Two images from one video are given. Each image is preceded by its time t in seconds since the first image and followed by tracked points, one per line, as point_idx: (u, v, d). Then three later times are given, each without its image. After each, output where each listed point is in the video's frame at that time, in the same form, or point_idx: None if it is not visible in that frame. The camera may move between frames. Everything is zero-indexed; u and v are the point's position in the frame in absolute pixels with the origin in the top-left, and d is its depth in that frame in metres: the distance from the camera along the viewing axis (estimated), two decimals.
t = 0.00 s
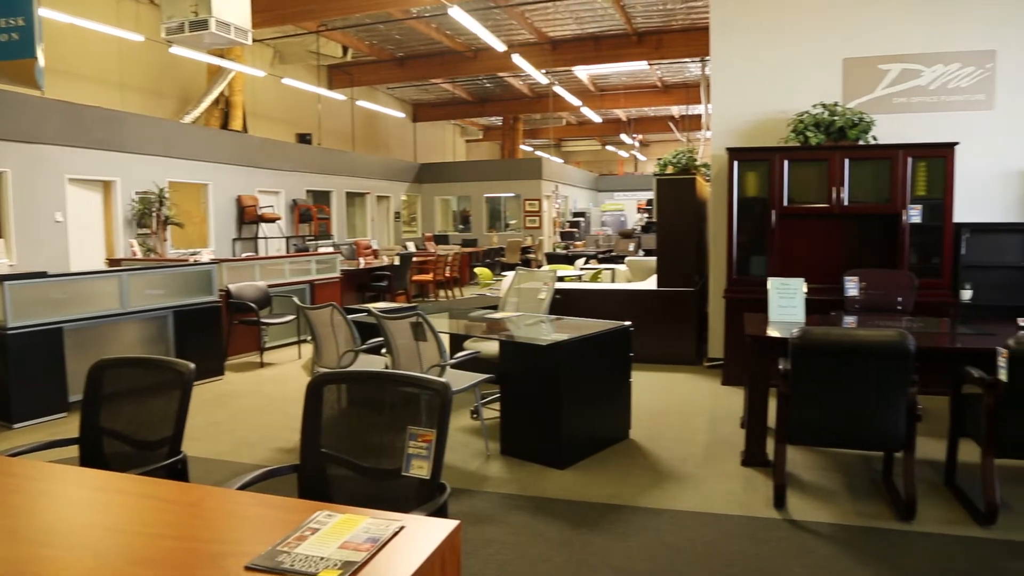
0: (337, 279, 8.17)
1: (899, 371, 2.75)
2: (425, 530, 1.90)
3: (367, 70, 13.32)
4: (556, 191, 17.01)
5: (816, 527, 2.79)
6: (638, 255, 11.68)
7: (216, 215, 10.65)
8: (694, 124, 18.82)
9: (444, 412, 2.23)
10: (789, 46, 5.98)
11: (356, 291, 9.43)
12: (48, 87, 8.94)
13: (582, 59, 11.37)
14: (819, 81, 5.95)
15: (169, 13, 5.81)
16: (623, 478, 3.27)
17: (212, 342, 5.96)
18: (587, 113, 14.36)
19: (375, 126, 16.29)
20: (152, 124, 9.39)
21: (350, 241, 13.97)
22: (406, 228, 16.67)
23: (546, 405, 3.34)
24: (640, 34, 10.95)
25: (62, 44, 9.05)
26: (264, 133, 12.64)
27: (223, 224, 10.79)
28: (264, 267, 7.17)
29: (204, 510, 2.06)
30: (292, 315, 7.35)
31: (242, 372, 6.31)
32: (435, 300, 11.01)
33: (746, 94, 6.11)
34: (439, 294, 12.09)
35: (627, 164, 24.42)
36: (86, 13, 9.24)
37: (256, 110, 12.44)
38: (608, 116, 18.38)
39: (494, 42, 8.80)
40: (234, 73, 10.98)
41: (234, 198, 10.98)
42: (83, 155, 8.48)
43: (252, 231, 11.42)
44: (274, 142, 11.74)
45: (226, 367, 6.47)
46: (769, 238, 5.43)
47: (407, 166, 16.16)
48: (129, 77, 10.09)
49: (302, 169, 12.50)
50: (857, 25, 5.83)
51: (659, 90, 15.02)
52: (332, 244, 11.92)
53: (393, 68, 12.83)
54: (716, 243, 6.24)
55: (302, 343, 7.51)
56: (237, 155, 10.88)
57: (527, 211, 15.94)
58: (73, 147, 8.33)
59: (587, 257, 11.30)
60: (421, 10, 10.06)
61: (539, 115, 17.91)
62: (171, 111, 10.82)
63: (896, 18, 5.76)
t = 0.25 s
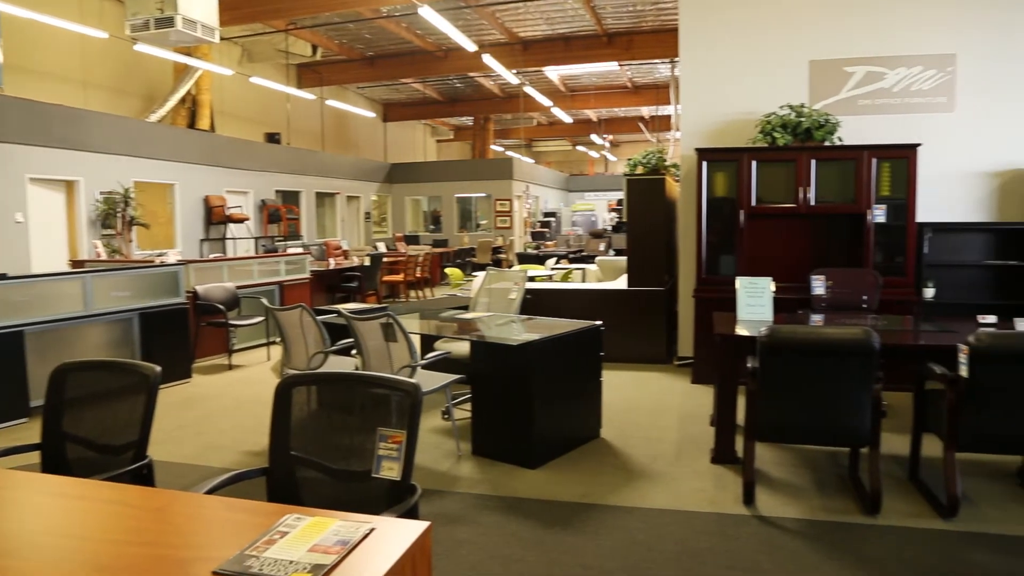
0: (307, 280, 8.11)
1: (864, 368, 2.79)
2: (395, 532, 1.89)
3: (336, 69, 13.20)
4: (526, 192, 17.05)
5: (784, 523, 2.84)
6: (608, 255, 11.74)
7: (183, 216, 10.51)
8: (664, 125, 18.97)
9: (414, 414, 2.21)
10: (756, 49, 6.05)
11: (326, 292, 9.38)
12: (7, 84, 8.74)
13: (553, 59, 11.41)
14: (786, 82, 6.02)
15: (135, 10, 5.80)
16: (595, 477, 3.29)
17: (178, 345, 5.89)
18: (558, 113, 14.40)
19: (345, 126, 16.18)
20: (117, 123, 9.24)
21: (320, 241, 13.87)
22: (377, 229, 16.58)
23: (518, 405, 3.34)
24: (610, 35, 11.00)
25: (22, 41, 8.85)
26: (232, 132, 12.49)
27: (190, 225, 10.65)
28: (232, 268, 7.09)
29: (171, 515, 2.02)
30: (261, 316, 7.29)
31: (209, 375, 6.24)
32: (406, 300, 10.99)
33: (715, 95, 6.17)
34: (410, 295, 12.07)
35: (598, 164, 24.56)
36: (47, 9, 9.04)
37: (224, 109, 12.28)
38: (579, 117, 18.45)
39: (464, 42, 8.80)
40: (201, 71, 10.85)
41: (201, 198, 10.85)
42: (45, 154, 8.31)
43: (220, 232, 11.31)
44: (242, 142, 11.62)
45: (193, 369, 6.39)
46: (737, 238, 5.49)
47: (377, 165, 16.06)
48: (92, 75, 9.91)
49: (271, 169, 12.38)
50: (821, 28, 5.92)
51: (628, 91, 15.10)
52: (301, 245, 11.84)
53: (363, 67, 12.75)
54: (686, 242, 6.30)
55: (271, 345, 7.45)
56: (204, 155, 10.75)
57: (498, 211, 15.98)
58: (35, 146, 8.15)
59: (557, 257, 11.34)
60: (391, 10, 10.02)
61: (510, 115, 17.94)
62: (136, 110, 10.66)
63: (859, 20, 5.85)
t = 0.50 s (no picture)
0: (276, 281, 8.04)
1: (830, 365, 2.84)
2: (367, 533, 1.83)
3: (304, 68, 13.02)
4: (497, 191, 17.05)
5: (753, 519, 2.87)
6: (578, 255, 11.78)
7: (148, 216, 10.34)
8: (634, 125, 19.09)
9: (383, 415, 2.17)
10: (722, 50, 6.12)
11: (295, 293, 9.31)
12: None
13: (523, 59, 11.41)
14: (753, 84, 6.10)
15: (98, 6, 5.73)
16: (567, 477, 3.30)
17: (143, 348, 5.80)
18: (528, 113, 14.40)
19: (314, 125, 16.03)
20: (80, 121, 9.06)
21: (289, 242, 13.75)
22: (347, 229, 16.47)
23: (490, 405, 3.34)
24: (579, 35, 11.04)
25: None
26: (198, 131, 12.31)
27: (156, 225, 10.49)
28: (198, 269, 7.00)
29: (135, 519, 1.97)
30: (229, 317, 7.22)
31: (176, 378, 6.16)
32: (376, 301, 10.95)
33: (684, 96, 6.23)
34: (381, 295, 12.03)
35: (567, 165, 24.68)
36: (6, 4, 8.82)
37: (190, 107, 12.10)
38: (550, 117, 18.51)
39: (434, 42, 8.78)
40: (166, 69, 10.69)
41: (167, 199, 10.71)
42: (4, 153, 8.10)
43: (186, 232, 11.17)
44: (209, 141, 11.48)
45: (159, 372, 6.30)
46: (706, 237, 5.55)
47: (345, 165, 15.93)
48: (53, 73, 9.70)
49: (238, 168, 12.23)
50: (784, 31, 6.01)
51: (598, 91, 15.11)
52: (270, 246, 11.74)
53: (332, 67, 12.64)
54: (655, 242, 6.35)
55: (239, 347, 7.38)
56: (169, 154, 10.60)
57: (469, 211, 16.03)
58: None
59: (527, 257, 11.37)
60: (360, 9, 9.94)
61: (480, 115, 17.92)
62: (99, 108, 10.48)
63: (822, 22, 5.94)
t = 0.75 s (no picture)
0: (246, 282, 7.95)
1: (799, 362, 2.87)
2: (338, 536, 1.82)
3: (273, 67, 12.82)
4: (468, 191, 17.04)
5: (723, 516, 2.91)
6: (550, 255, 11.85)
7: (115, 217, 10.18)
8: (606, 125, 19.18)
9: (354, 417, 2.14)
10: (691, 52, 6.17)
11: (265, 294, 9.22)
12: None
13: (495, 59, 11.40)
14: (722, 86, 6.16)
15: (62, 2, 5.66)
16: (540, 476, 3.31)
17: (108, 350, 5.71)
18: (499, 114, 14.37)
19: (284, 124, 15.88)
20: (44, 120, 8.86)
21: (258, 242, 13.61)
22: (318, 229, 16.35)
23: (464, 406, 3.33)
24: (551, 36, 11.06)
25: None
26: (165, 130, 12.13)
27: (122, 226, 10.32)
28: (166, 270, 6.90)
29: (100, 526, 1.92)
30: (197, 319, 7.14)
31: (143, 380, 6.08)
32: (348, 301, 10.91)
33: (654, 97, 6.27)
34: (352, 295, 11.98)
35: (539, 164, 24.73)
36: None
37: (157, 106, 11.91)
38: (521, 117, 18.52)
39: (405, 41, 8.73)
40: (131, 67, 10.52)
41: (134, 199, 10.55)
42: None
43: (154, 233, 11.01)
44: (177, 141, 11.33)
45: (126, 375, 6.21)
46: (676, 237, 5.60)
47: (316, 165, 15.80)
48: (15, 70, 9.48)
49: (206, 168, 12.08)
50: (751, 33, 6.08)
51: (569, 91, 15.08)
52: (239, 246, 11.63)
53: (302, 65, 12.51)
54: (627, 241, 6.40)
55: (208, 349, 7.30)
56: (136, 154, 10.44)
57: (440, 212, 15.99)
58: None
59: (499, 257, 11.38)
60: (330, 8, 9.84)
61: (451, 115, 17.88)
62: (63, 106, 10.28)
63: (789, 24, 6.02)
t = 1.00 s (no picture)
0: (215, 283, 7.86)
1: (768, 360, 2.91)
2: (309, 538, 1.80)
3: (243, 66, 12.68)
4: (440, 192, 17.00)
5: (694, 513, 2.94)
6: (521, 255, 11.90)
7: (80, 218, 9.98)
8: (577, 125, 19.24)
9: (325, 419, 2.12)
10: (660, 54, 6.22)
11: (234, 295, 9.11)
12: None
13: (466, 59, 11.38)
14: (693, 87, 6.21)
15: None
16: (513, 476, 3.32)
17: (73, 354, 5.61)
18: (471, 113, 14.34)
19: (253, 123, 15.71)
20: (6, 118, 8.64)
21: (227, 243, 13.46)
22: (287, 230, 16.20)
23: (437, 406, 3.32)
24: (522, 36, 11.08)
25: None
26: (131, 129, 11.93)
27: (88, 226, 10.13)
28: (132, 271, 6.78)
29: (64, 533, 1.88)
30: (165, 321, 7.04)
31: (109, 384, 5.98)
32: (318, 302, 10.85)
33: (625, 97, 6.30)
34: (323, 296, 11.91)
35: (511, 164, 24.74)
36: None
37: (122, 104, 11.71)
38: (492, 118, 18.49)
39: (376, 41, 8.69)
40: (96, 64, 10.34)
41: (100, 199, 10.37)
42: None
43: (120, 233, 10.80)
44: (143, 140, 11.16)
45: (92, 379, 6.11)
46: (647, 237, 5.64)
47: (286, 164, 15.65)
48: None
49: (173, 168, 11.92)
50: (719, 35, 6.14)
51: (541, 92, 15.14)
52: (208, 247, 11.48)
53: (272, 64, 12.39)
54: (598, 241, 6.44)
55: (176, 351, 7.21)
56: (101, 153, 10.25)
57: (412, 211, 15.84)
58: None
59: (471, 257, 11.39)
60: (301, 6, 9.73)
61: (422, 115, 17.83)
62: (25, 104, 10.07)
63: (755, 27, 6.10)
